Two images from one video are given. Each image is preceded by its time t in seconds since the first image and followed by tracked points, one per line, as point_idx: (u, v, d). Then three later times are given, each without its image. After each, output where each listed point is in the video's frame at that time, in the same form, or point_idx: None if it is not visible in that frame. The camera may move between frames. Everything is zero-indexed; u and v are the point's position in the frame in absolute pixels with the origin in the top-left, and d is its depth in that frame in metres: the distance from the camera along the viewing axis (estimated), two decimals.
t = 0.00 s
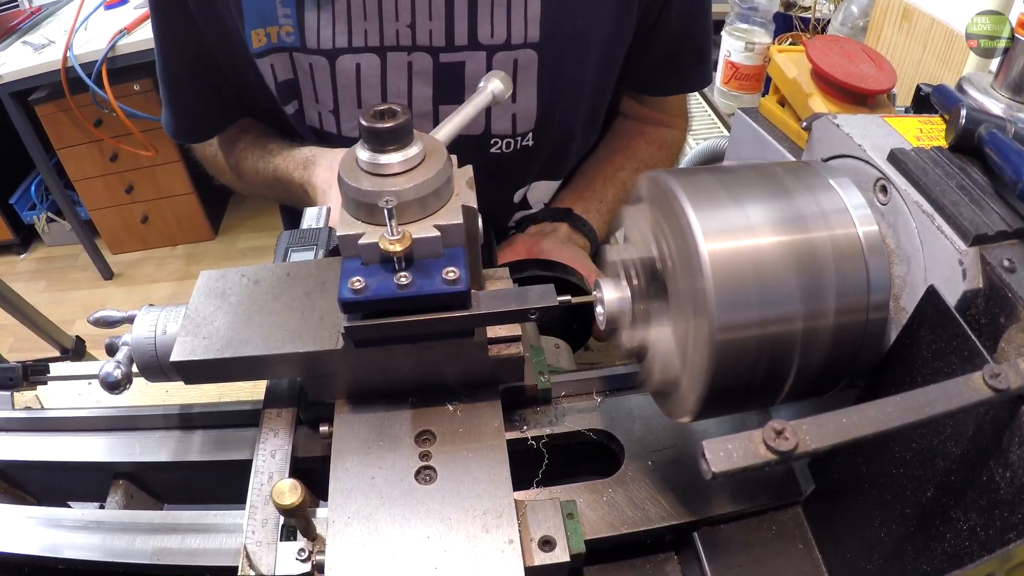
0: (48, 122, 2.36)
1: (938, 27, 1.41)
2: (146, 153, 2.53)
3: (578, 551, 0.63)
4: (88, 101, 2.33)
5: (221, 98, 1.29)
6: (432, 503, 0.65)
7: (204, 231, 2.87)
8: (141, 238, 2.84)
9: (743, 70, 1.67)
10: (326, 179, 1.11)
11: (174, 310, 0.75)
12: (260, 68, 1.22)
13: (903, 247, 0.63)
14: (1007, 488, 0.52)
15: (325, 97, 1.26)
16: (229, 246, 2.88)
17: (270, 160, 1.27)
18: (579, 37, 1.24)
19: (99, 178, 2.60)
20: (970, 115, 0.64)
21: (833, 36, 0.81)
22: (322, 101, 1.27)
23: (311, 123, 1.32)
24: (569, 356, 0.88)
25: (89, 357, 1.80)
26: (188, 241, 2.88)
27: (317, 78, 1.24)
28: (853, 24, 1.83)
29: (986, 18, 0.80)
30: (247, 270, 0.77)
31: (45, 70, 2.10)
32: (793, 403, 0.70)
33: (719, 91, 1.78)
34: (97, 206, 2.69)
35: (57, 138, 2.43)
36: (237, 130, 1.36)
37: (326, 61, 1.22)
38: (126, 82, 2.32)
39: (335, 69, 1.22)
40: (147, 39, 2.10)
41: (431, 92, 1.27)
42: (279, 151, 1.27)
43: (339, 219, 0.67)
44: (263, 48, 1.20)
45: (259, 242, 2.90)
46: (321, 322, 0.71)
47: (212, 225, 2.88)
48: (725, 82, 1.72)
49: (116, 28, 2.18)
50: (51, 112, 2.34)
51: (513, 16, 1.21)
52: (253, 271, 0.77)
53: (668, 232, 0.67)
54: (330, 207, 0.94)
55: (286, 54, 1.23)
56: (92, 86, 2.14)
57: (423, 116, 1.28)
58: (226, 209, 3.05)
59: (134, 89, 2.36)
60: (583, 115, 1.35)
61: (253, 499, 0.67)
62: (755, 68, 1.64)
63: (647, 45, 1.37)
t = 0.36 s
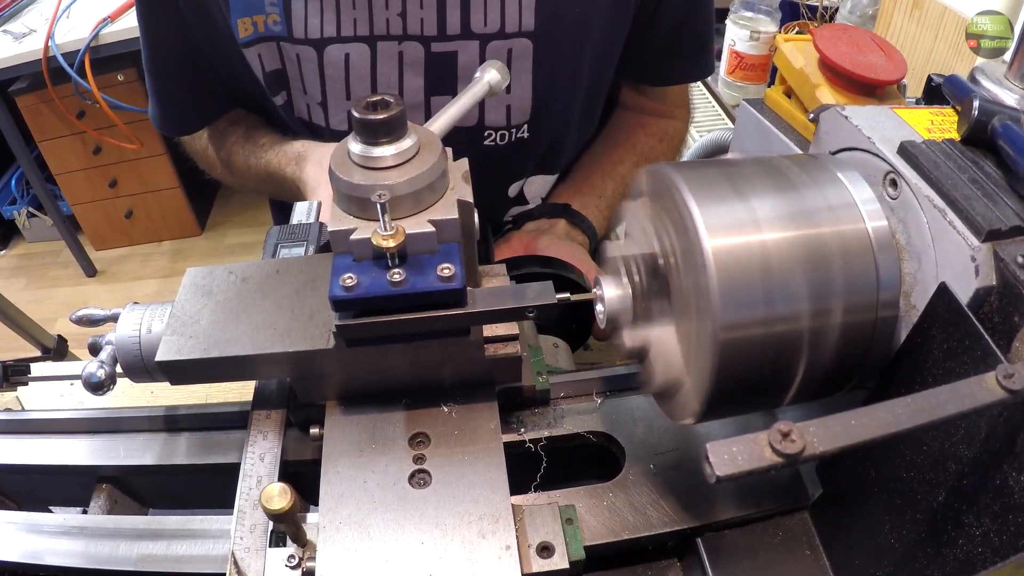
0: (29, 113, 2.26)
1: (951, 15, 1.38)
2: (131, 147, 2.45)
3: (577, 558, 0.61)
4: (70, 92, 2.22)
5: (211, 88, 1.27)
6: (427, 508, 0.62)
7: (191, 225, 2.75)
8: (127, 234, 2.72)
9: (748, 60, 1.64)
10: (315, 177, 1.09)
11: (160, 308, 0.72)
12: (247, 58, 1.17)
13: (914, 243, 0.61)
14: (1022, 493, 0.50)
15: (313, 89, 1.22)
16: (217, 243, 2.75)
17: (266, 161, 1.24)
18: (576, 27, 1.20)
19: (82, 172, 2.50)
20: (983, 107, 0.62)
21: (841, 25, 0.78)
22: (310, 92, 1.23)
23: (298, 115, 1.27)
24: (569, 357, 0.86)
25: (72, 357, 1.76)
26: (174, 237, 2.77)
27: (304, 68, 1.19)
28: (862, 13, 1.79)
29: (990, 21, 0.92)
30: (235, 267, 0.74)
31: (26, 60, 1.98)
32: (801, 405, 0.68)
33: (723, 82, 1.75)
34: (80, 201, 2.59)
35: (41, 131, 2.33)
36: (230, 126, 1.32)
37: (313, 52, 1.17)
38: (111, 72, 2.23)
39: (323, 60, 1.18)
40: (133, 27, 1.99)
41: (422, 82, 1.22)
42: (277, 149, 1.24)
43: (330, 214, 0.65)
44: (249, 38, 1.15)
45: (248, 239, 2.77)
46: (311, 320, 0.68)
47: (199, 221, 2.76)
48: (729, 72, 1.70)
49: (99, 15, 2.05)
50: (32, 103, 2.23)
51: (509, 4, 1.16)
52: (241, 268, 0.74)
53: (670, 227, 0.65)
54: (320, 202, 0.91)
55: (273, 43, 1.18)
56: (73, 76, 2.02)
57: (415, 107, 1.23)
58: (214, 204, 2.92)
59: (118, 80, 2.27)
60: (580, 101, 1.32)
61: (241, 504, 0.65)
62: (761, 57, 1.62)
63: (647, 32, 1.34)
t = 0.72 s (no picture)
0: (8, 104, 2.19)
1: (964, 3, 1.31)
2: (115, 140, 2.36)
3: (576, 566, 0.58)
4: (51, 83, 2.16)
5: (198, 79, 1.25)
6: (421, 513, 0.60)
7: (175, 219, 2.64)
8: (110, 229, 2.63)
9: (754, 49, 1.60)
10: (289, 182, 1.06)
11: (144, 306, 0.70)
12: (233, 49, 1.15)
13: (926, 239, 0.59)
14: None
15: (304, 81, 1.18)
16: (202, 238, 2.65)
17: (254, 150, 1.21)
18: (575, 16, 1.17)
19: (64, 165, 2.41)
20: (998, 98, 0.59)
21: (850, 13, 0.76)
22: (301, 84, 1.19)
23: (288, 106, 1.25)
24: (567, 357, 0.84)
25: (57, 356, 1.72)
26: (158, 233, 2.67)
27: (295, 59, 1.16)
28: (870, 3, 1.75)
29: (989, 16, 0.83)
30: (223, 263, 0.72)
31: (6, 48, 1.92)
32: (808, 407, 0.66)
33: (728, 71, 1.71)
34: (62, 194, 2.49)
35: (19, 122, 2.25)
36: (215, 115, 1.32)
37: (306, 42, 1.14)
38: (92, 63, 2.16)
39: (315, 50, 1.14)
40: (117, 16, 1.93)
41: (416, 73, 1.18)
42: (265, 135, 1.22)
43: (321, 209, 0.62)
44: (237, 29, 1.12)
45: (235, 233, 2.65)
46: (301, 319, 0.66)
47: (184, 217, 2.66)
48: (735, 62, 1.66)
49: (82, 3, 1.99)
50: (12, 93, 2.17)
51: None
52: (229, 264, 0.72)
53: (673, 222, 0.63)
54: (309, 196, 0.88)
55: (263, 34, 1.15)
56: (53, 66, 1.95)
57: (408, 99, 1.20)
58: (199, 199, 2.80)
59: (101, 71, 2.19)
60: (576, 90, 1.29)
61: (228, 509, 0.62)
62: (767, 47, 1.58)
63: (651, 21, 1.31)
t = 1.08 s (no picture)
0: None
1: None
2: (97, 132, 2.24)
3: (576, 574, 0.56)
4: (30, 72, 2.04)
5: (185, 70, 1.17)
6: (414, 519, 0.58)
7: (158, 210, 2.51)
8: (91, 224, 2.51)
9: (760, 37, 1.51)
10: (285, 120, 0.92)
11: (127, 303, 0.67)
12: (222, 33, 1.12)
13: (938, 234, 0.57)
14: None
15: (293, 68, 1.16)
16: (188, 234, 2.55)
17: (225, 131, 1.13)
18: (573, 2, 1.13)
19: (42, 157, 2.28)
20: (1013, 88, 0.57)
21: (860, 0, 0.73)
22: (289, 70, 1.17)
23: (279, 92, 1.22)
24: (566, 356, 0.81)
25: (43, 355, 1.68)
26: (140, 228, 2.55)
27: (283, 46, 1.14)
28: None
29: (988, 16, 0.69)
30: (209, 259, 0.69)
31: None
32: (816, 409, 0.64)
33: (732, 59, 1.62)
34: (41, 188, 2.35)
35: None
36: (202, 105, 1.22)
37: (295, 28, 1.11)
38: (73, 50, 2.04)
39: (305, 36, 1.11)
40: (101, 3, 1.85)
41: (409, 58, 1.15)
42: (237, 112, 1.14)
43: (310, 201, 0.60)
44: (226, 12, 1.10)
45: (220, 229, 2.55)
46: (290, 316, 0.63)
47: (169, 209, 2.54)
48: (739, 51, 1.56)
49: None
50: None
51: None
52: (215, 260, 0.69)
53: (676, 217, 0.60)
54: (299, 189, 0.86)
55: (253, 18, 1.13)
56: (33, 56, 1.85)
57: (400, 86, 1.17)
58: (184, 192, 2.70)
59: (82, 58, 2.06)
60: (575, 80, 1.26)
61: (215, 515, 0.60)
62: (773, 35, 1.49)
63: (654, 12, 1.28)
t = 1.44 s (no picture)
0: None
1: None
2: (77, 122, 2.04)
3: None
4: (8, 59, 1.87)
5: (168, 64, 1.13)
6: (407, 524, 0.56)
7: (141, 203, 2.30)
8: (71, 218, 2.30)
9: (768, 25, 1.33)
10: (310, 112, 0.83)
11: (110, 300, 0.65)
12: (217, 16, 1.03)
13: (952, 229, 0.54)
14: None
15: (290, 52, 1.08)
16: (173, 229, 2.34)
17: (221, 128, 1.09)
18: None
19: (22, 148, 2.10)
20: None
21: None
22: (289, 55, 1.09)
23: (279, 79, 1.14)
24: (565, 355, 0.79)
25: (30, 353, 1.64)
26: (123, 223, 2.34)
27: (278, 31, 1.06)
28: None
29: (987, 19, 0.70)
30: (195, 254, 0.67)
31: None
32: (825, 411, 0.62)
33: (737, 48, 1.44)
34: (21, 181, 2.18)
35: None
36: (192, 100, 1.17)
37: (288, 12, 1.03)
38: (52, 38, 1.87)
39: (298, 22, 1.04)
40: None
41: (409, 44, 1.08)
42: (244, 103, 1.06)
43: (299, 194, 0.57)
44: None
45: (207, 224, 2.34)
46: (278, 313, 0.61)
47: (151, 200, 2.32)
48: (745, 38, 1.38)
49: None
50: None
51: None
52: (201, 256, 0.67)
53: (679, 211, 0.58)
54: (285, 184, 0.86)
55: None
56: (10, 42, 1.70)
57: (399, 76, 1.11)
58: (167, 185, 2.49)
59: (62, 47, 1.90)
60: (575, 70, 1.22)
61: (200, 521, 0.58)
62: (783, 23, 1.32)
63: None
